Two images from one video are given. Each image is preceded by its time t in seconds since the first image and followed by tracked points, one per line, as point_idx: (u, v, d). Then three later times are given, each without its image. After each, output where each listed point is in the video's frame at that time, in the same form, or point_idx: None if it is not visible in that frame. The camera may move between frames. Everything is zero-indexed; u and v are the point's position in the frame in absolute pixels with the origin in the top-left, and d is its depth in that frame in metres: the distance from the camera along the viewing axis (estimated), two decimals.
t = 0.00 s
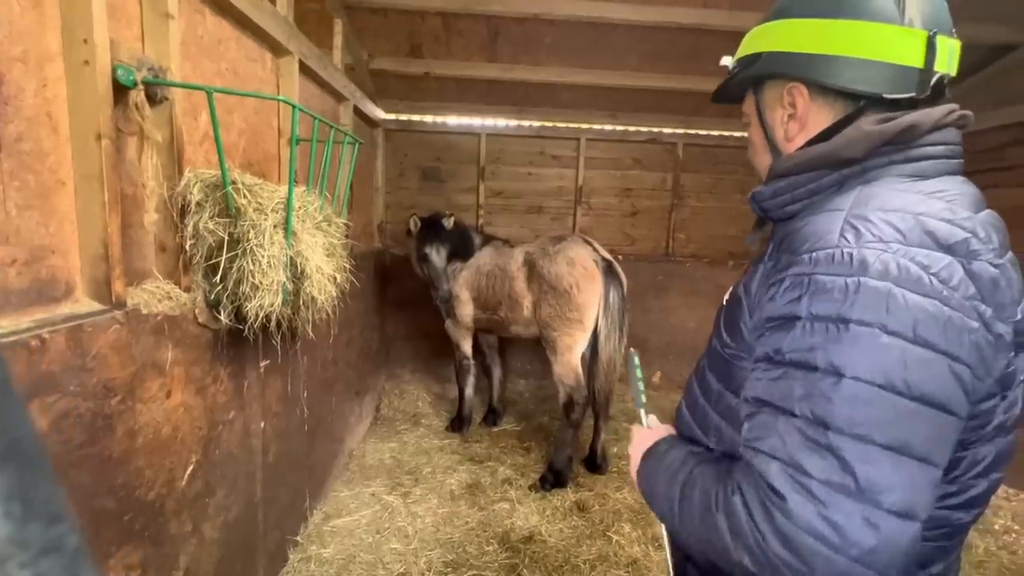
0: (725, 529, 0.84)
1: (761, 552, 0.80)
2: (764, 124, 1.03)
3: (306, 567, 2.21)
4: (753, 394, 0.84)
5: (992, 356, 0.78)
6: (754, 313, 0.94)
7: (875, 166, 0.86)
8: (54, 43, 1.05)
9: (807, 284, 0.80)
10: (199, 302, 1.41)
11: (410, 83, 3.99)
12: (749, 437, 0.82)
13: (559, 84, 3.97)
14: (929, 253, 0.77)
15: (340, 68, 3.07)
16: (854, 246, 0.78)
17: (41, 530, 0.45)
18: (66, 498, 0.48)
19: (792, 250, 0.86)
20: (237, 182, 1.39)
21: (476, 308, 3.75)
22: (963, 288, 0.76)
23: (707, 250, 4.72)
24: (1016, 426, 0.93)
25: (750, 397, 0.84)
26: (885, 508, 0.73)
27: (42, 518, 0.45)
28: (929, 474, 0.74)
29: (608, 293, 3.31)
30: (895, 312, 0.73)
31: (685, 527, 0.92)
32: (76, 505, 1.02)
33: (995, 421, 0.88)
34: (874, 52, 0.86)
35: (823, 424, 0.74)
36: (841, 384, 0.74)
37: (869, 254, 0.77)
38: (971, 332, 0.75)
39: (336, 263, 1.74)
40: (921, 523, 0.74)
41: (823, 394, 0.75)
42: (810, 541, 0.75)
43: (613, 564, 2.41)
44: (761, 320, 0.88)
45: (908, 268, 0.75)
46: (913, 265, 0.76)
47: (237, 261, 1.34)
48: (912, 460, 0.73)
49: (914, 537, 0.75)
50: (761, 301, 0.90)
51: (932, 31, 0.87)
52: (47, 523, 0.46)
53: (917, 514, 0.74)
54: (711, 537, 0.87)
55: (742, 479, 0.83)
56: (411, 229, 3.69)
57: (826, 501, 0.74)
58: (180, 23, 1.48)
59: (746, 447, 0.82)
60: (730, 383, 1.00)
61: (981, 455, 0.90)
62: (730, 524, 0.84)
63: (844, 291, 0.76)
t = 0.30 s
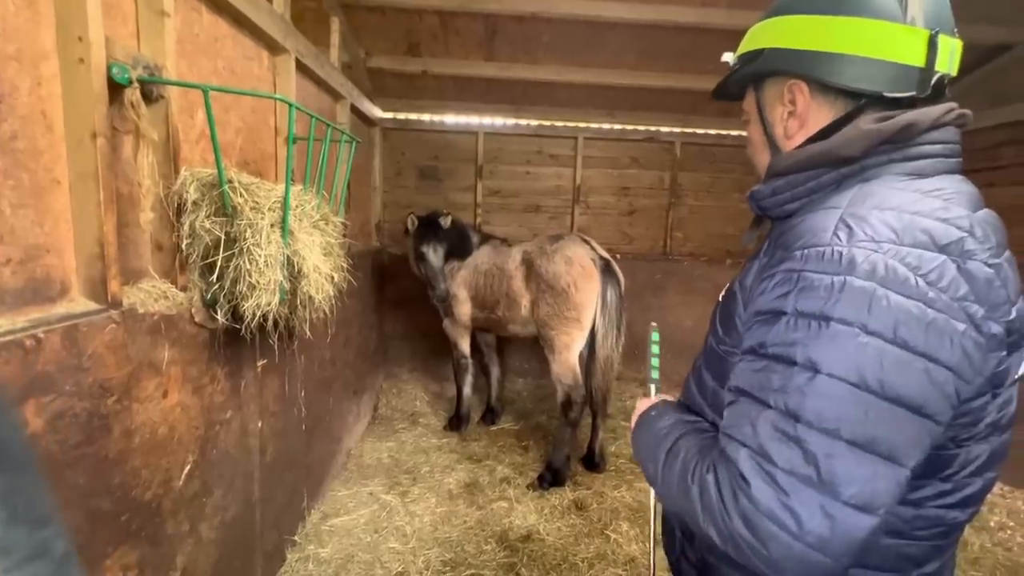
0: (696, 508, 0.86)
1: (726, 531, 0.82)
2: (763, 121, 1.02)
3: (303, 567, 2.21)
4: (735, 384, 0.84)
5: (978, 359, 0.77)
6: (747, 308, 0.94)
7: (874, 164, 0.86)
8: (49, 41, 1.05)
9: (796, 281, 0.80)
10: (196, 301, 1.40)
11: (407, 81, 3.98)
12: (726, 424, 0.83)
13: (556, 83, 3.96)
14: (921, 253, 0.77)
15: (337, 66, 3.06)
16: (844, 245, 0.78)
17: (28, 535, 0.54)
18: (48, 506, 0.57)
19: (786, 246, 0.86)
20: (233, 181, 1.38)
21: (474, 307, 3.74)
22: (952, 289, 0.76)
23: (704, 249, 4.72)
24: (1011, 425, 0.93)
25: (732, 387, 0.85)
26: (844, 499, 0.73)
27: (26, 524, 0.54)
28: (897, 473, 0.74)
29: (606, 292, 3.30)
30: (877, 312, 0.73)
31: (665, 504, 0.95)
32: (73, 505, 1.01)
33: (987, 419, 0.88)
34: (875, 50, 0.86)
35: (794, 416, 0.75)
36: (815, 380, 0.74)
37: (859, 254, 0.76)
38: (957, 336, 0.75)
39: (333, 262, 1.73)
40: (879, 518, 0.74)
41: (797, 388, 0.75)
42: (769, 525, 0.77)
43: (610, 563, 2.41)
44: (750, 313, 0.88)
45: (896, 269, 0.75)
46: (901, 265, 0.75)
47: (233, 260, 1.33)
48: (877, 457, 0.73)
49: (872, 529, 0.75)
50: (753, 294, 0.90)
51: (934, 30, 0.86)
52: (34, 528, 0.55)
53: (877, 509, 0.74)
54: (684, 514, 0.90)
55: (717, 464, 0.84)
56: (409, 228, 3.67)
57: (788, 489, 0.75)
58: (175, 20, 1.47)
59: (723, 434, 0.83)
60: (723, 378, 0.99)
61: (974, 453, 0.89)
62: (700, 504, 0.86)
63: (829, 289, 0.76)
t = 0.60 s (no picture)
0: (700, 510, 0.86)
1: (731, 535, 0.82)
2: (764, 120, 1.03)
3: (304, 565, 2.21)
4: (739, 385, 0.84)
5: (984, 358, 0.77)
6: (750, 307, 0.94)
7: (876, 163, 0.86)
8: (48, 39, 1.05)
9: (799, 281, 0.80)
10: (196, 301, 1.40)
11: (406, 80, 3.98)
12: (730, 425, 0.83)
13: (556, 81, 3.96)
14: (926, 252, 0.77)
15: (336, 65, 3.06)
16: (848, 245, 0.78)
17: (34, 532, 0.51)
18: (57, 502, 0.54)
19: (789, 246, 0.86)
20: (233, 180, 1.38)
21: (474, 306, 3.74)
22: (957, 288, 0.76)
23: (704, 248, 4.72)
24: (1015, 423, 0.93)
25: (736, 388, 0.85)
26: (851, 501, 0.73)
27: (32, 522, 0.51)
28: (904, 475, 0.74)
29: (606, 291, 3.30)
30: (882, 313, 0.73)
31: (669, 507, 0.95)
32: (73, 504, 1.01)
33: (991, 418, 0.88)
34: (866, 45, 0.86)
35: (799, 418, 0.75)
36: (820, 381, 0.74)
37: (862, 253, 0.76)
38: (962, 335, 0.75)
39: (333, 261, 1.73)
40: (886, 520, 0.74)
41: (802, 390, 0.75)
42: (775, 528, 0.77)
43: (611, 561, 2.41)
44: (753, 313, 0.88)
45: (900, 269, 0.75)
46: (906, 265, 0.75)
47: (233, 259, 1.33)
48: (882, 458, 0.73)
49: (880, 531, 0.75)
50: (756, 295, 0.90)
51: (928, 24, 0.85)
52: (41, 525, 0.52)
53: (883, 511, 0.74)
54: (689, 517, 0.90)
55: (721, 467, 0.84)
56: (407, 227, 3.68)
57: (793, 491, 0.75)
58: (175, 19, 1.47)
59: (727, 435, 0.83)
60: (726, 378, 0.99)
61: (978, 454, 0.89)
62: (705, 507, 0.85)
63: (834, 289, 0.76)
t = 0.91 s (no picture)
0: (702, 511, 0.86)
1: (735, 536, 0.82)
2: (765, 120, 1.03)
3: (302, 568, 2.20)
4: (742, 385, 0.84)
5: (988, 359, 0.77)
6: (752, 308, 0.94)
7: (879, 163, 0.86)
8: (45, 40, 1.04)
9: (803, 281, 0.80)
10: (194, 302, 1.40)
11: (404, 81, 3.98)
12: (733, 426, 0.83)
13: (554, 83, 3.97)
14: (930, 253, 0.77)
15: (334, 66, 3.06)
16: (852, 245, 0.78)
17: (33, 533, 0.51)
18: (56, 503, 0.54)
19: (792, 246, 0.86)
20: (231, 181, 1.37)
21: (473, 307, 3.74)
22: (961, 289, 0.76)
23: (703, 249, 4.72)
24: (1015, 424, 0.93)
25: (739, 388, 0.85)
26: (856, 502, 0.73)
27: (31, 522, 0.51)
28: (909, 475, 0.74)
29: (604, 291, 3.30)
30: (886, 313, 0.73)
31: (670, 509, 0.95)
32: (70, 507, 1.01)
33: (993, 419, 0.88)
34: (863, 46, 0.86)
35: (804, 418, 0.75)
36: (826, 381, 0.74)
37: (866, 253, 0.76)
38: (967, 335, 0.75)
39: (331, 263, 1.73)
40: (890, 521, 0.74)
41: (807, 389, 0.75)
42: (780, 529, 0.77)
43: (610, 562, 2.41)
44: (756, 313, 0.88)
45: (904, 269, 0.75)
46: (910, 265, 0.75)
47: (232, 260, 1.33)
48: (887, 458, 0.73)
49: (884, 532, 0.75)
50: (758, 295, 0.90)
51: (926, 26, 0.85)
52: (40, 525, 0.52)
53: (888, 512, 0.74)
54: (691, 518, 0.89)
55: (724, 467, 0.84)
56: (405, 228, 3.66)
57: (798, 492, 0.75)
58: (173, 20, 1.47)
59: (730, 436, 0.83)
60: (727, 379, 1.00)
61: (981, 454, 0.89)
62: (708, 508, 0.85)
63: (838, 289, 0.76)
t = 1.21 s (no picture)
0: (704, 510, 0.86)
1: (736, 535, 0.82)
2: (767, 122, 1.03)
3: (301, 569, 2.20)
4: (744, 384, 0.84)
5: (989, 358, 0.77)
6: (753, 307, 0.94)
7: (880, 163, 0.86)
8: (42, 41, 1.04)
9: (805, 279, 0.80)
10: (192, 303, 1.39)
11: (402, 81, 3.98)
12: (734, 424, 0.83)
13: (552, 83, 3.97)
14: (931, 252, 0.77)
15: (332, 67, 3.05)
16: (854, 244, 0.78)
17: (24, 537, 0.52)
18: (47, 507, 0.55)
19: (793, 245, 0.86)
20: (230, 182, 1.37)
21: (471, 308, 3.74)
22: (963, 289, 0.76)
23: (701, 249, 4.72)
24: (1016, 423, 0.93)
25: (741, 387, 0.85)
26: (857, 500, 0.73)
27: (22, 526, 0.52)
28: (910, 474, 0.74)
29: (602, 291, 3.30)
30: (888, 312, 0.73)
31: (671, 508, 0.95)
32: (67, 509, 1.00)
33: (994, 419, 0.88)
34: (862, 47, 0.86)
35: (806, 416, 0.75)
36: (827, 380, 0.74)
37: (868, 252, 0.76)
38: (968, 334, 0.75)
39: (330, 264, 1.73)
40: (891, 519, 0.74)
41: (809, 388, 0.75)
42: (781, 527, 0.76)
43: (609, 563, 2.41)
44: (757, 312, 0.88)
45: (905, 268, 0.75)
46: (911, 265, 0.75)
47: (230, 261, 1.33)
48: (888, 456, 0.73)
49: (885, 530, 0.75)
50: (759, 294, 0.90)
51: (926, 27, 0.85)
52: (30, 528, 0.53)
53: (890, 510, 0.74)
54: (691, 518, 0.89)
55: (725, 466, 0.84)
56: (404, 229, 3.70)
57: (799, 490, 0.75)
58: (170, 21, 1.47)
59: (731, 434, 0.83)
60: (728, 378, 1.00)
61: (981, 454, 0.89)
62: (709, 507, 0.85)
63: (840, 288, 0.76)
